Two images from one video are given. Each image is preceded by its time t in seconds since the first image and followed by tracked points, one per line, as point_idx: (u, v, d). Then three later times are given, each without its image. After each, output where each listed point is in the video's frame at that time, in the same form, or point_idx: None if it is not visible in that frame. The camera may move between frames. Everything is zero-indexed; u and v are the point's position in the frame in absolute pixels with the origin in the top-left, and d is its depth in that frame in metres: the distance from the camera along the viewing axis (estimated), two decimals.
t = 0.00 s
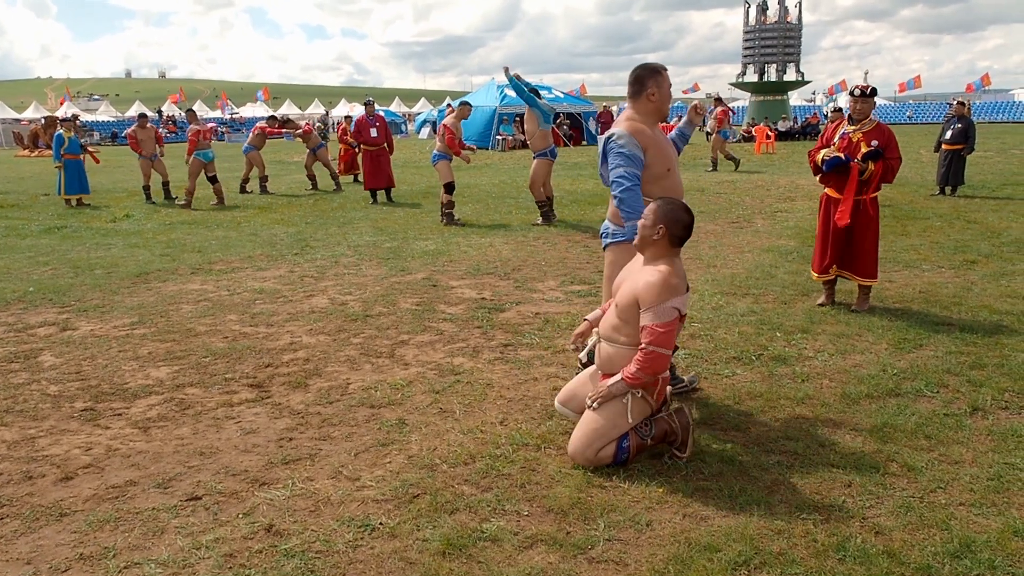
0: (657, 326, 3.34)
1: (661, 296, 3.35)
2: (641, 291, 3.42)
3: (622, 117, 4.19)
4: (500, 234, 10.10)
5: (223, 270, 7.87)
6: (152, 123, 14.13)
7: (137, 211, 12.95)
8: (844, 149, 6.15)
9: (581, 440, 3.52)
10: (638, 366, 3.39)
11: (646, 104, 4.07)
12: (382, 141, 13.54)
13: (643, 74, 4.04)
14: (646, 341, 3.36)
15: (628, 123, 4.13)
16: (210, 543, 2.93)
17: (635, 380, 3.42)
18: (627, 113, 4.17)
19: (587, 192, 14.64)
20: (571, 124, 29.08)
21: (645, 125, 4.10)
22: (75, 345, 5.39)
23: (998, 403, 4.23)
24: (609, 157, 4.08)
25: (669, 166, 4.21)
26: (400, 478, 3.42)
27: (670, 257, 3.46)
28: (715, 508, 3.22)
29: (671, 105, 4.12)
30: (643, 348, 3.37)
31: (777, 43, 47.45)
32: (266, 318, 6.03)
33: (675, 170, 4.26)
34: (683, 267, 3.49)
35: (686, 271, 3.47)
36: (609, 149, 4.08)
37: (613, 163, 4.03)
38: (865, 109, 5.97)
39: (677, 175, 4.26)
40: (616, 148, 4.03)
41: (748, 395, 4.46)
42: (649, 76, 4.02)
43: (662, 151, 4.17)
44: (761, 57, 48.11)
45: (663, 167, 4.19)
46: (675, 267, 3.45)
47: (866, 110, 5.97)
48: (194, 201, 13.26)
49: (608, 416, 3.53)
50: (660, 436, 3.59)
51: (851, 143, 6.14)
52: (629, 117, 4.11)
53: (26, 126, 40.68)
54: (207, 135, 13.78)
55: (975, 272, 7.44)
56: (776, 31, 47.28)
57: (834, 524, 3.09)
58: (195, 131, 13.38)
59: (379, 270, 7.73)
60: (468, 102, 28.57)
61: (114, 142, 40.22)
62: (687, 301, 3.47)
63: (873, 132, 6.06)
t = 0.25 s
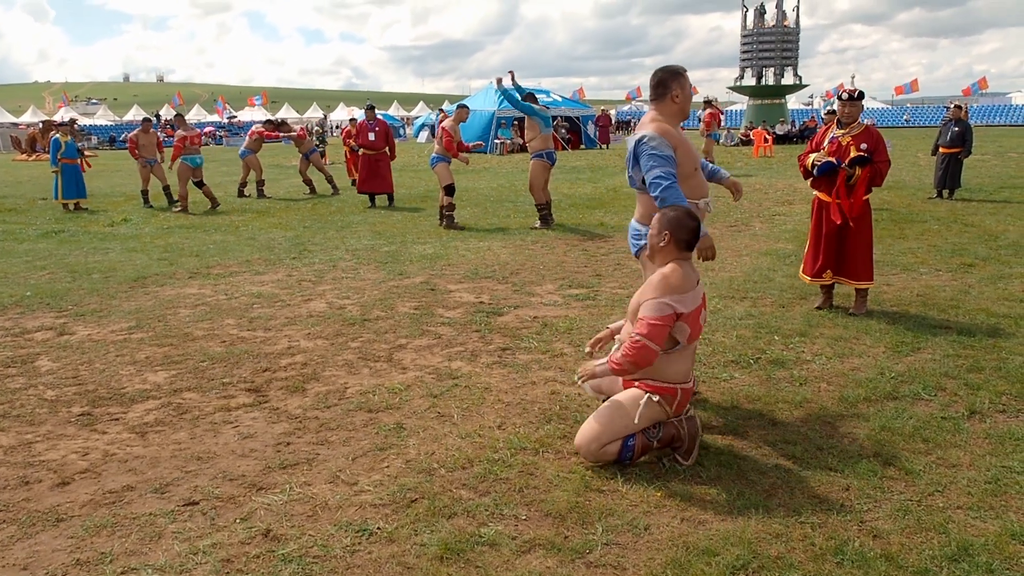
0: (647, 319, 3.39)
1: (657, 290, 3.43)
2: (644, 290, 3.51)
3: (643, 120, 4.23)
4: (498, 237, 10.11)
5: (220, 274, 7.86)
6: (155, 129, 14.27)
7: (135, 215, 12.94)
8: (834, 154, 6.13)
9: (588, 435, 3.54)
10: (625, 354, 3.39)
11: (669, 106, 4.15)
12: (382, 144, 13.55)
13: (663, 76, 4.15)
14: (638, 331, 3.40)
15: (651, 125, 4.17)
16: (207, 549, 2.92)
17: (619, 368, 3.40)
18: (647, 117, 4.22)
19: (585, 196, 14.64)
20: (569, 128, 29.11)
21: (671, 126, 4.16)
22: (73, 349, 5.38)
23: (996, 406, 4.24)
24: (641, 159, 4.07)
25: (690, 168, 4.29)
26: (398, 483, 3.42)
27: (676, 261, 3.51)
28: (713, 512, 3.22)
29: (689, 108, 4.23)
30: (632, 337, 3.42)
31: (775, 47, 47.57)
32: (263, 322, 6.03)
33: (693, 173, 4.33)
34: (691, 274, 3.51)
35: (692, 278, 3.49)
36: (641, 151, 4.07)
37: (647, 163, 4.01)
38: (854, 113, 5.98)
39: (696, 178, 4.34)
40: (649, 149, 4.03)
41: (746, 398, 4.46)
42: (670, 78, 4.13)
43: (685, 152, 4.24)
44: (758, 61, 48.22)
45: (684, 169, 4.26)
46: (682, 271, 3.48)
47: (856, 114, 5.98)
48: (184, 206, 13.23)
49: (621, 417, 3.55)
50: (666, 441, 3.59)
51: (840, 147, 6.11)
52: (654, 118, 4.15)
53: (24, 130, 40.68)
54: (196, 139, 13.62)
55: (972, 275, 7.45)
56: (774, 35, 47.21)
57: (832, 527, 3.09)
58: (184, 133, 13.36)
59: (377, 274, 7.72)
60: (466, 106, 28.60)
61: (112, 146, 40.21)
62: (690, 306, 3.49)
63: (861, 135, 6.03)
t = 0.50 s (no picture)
0: (624, 269, 3.34)
1: (637, 246, 3.41)
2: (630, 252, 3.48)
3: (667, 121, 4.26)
4: (494, 240, 10.11)
5: (216, 278, 7.85)
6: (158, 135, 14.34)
7: (130, 218, 12.91)
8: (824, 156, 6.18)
9: (600, 400, 3.48)
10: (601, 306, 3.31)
11: (694, 109, 4.19)
12: (379, 147, 13.54)
13: (690, 79, 4.19)
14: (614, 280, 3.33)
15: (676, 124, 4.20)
16: (201, 553, 2.91)
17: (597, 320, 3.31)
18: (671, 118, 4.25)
19: (581, 199, 14.66)
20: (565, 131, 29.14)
21: (698, 127, 4.19)
22: (67, 353, 5.36)
23: (991, 408, 4.25)
24: (669, 154, 4.09)
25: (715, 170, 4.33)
26: (393, 486, 3.42)
27: (662, 222, 3.49)
28: (709, 515, 3.22)
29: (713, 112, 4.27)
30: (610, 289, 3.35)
31: (770, 50, 47.70)
32: (259, 326, 6.02)
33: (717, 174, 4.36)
34: (678, 234, 3.47)
35: (679, 238, 3.45)
36: (670, 146, 4.09)
37: (677, 157, 4.03)
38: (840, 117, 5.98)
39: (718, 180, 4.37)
40: (678, 144, 4.05)
41: (742, 401, 4.46)
42: (696, 80, 4.18)
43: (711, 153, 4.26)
44: (754, 64, 48.35)
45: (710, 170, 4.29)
46: (668, 230, 3.45)
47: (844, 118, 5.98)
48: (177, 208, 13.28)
49: (637, 385, 3.45)
50: (676, 436, 3.55)
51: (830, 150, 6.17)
52: (681, 119, 4.17)
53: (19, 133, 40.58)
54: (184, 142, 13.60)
55: (967, 277, 7.47)
56: (769, 37, 47.52)
57: (828, 530, 3.09)
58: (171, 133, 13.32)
59: (373, 278, 7.72)
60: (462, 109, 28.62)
61: (107, 149, 40.14)
62: (676, 263, 3.42)
63: (851, 138, 6.08)
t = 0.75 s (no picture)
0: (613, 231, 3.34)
1: (627, 207, 3.40)
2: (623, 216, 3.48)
3: (701, 132, 4.25)
4: (488, 243, 10.11)
5: (209, 282, 7.83)
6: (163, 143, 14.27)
7: (123, 222, 12.87)
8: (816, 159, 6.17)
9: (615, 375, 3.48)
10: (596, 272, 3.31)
11: (725, 120, 4.19)
12: (373, 151, 13.53)
13: (722, 89, 4.19)
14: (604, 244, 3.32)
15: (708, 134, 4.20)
16: (193, 558, 2.90)
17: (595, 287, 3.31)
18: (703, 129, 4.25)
19: (575, 202, 14.67)
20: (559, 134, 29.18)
21: (732, 137, 4.20)
22: (59, 357, 5.34)
23: (983, 411, 4.26)
24: (709, 164, 4.10)
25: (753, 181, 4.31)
26: (387, 490, 3.41)
27: (655, 184, 3.47)
28: (703, 518, 3.22)
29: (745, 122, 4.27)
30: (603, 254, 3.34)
31: (764, 54, 47.87)
32: (253, 330, 6.00)
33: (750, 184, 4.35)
34: (670, 194, 3.43)
35: (669, 196, 3.42)
36: (709, 156, 4.10)
37: (718, 168, 4.04)
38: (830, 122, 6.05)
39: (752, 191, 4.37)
40: (719, 156, 4.06)
41: (736, 404, 4.47)
42: (728, 91, 4.17)
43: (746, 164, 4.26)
44: (748, 68, 48.51)
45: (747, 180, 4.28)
46: (657, 191, 3.42)
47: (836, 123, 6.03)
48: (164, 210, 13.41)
49: (642, 352, 3.43)
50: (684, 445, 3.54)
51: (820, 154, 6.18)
52: (713, 131, 4.17)
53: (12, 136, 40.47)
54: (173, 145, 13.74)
55: (959, 280, 7.50)
56: (762, 41, 47.63)
57: (821, 532, 3.10)
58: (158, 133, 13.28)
59: (367, 281, 7.71)
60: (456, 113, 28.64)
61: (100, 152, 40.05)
62: (668, 223, 3.37)
63: (842, 141, 6.14)
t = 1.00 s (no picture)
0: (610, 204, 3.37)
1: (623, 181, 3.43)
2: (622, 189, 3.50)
3: (730, 137, 4.28)
4: (482, 247, 10.12)
5: (202, 286, 7.80)
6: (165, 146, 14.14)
7: (116, 226, 12.83)
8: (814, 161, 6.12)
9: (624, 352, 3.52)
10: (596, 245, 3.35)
11: (752, 123, 4.29)
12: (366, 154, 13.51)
13: (754, 94, 4.18)
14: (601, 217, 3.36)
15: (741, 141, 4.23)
16: (185, 564, 2.89)
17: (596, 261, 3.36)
18: (732, 135, 4.27)
19: (569, 205, 14.69)
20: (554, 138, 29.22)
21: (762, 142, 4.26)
22: (51, 362, 5.31)
23: (975, 413, 4.28)
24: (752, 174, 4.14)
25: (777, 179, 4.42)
26: (380, 495, 3.40)
27: (655, 152, 3.47)
28: (696, 522, 3.22)
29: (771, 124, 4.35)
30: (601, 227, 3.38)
31: (757, 58, 48.05)
32: (246, 334, 5.98)
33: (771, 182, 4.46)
34: (667, 164, 3.42)
35: (665, 167, 3.41)
36: (752, 166, 4.13)
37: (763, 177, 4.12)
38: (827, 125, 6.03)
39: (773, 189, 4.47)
40: (763, 164, 4.10)
41: (730, 407, 4.48)
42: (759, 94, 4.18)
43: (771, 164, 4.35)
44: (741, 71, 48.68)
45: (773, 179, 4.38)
46: (654, 162, 3.43)
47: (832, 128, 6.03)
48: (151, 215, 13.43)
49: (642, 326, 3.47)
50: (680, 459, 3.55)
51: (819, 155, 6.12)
52: (744, 139, 4.21)
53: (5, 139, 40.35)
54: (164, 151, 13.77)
55: (952, 283, 7.54)
56: (755, 46, 48.09)
57: (814, 535, 3.10)
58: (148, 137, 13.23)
59: (361, 285, 7.70)
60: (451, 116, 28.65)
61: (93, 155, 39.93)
62: (664, 194, 3.37)
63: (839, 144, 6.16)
